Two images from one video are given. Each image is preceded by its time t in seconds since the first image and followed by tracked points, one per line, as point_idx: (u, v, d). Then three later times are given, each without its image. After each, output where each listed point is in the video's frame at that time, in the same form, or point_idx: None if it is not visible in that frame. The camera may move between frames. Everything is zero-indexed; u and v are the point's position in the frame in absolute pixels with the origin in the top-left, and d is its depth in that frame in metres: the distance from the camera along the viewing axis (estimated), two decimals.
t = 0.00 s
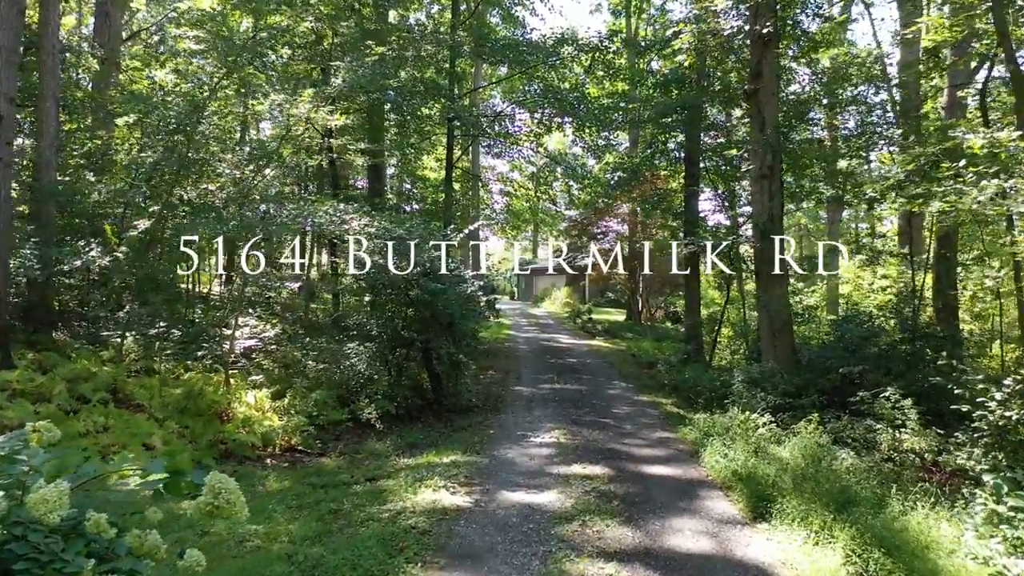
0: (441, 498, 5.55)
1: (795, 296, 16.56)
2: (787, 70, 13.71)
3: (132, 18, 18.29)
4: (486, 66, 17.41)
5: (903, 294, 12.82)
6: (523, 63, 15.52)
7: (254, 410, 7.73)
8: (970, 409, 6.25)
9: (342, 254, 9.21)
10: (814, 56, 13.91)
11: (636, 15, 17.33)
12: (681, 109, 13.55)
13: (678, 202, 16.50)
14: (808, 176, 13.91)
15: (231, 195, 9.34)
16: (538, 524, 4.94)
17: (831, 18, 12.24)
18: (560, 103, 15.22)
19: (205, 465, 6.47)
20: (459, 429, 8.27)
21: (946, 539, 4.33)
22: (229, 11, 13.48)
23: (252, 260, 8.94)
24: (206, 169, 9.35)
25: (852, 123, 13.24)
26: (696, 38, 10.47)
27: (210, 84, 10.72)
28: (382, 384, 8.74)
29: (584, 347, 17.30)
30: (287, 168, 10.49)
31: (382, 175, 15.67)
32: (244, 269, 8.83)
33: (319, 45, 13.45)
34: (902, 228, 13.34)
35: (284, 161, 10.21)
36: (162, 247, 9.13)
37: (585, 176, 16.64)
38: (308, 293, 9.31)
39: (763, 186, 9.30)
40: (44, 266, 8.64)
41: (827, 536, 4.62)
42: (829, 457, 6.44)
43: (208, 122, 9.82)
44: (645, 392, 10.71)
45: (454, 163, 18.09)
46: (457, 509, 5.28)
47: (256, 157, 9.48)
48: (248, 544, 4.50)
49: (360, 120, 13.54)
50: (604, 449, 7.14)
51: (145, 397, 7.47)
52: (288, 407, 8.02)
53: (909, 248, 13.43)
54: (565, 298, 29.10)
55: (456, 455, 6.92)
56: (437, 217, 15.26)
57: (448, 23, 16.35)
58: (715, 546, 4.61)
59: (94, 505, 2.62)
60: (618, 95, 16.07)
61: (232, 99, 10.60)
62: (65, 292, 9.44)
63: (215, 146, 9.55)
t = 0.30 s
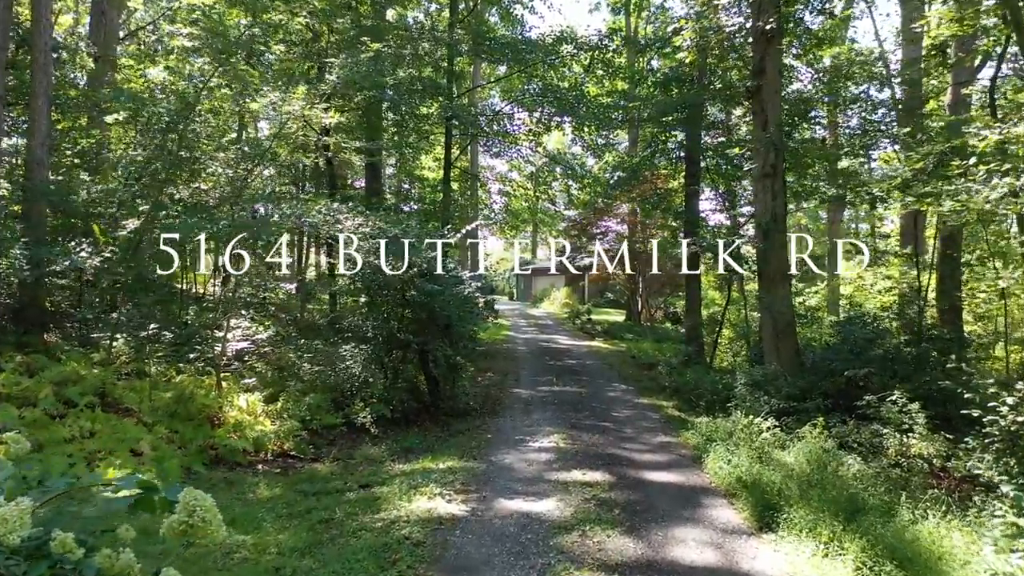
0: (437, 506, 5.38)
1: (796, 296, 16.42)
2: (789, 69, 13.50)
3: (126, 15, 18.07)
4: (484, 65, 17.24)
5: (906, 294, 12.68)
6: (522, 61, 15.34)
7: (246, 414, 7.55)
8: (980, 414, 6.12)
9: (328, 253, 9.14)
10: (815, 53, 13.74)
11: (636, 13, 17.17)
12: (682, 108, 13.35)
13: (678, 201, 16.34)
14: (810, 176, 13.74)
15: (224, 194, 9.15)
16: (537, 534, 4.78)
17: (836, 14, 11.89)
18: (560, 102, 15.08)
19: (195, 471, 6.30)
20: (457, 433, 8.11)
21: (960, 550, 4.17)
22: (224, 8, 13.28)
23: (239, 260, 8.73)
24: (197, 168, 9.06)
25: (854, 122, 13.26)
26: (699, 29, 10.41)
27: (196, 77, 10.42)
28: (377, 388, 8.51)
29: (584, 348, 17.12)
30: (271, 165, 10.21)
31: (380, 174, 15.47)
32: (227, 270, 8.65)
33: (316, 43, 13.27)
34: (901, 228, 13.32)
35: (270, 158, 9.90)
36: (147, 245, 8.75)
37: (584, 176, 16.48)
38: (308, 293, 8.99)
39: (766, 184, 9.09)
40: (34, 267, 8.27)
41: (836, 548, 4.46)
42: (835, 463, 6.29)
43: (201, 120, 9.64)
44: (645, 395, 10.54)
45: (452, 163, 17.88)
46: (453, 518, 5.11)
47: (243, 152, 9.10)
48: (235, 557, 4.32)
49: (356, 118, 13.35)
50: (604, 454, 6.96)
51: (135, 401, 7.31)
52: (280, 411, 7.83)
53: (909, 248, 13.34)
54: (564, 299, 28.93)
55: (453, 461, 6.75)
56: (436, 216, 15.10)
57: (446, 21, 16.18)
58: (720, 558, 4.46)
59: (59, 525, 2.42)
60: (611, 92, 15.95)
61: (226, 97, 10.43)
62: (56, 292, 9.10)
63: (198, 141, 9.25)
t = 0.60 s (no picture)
0: (432, 516, 5.19)
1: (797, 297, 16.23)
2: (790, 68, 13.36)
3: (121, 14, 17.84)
4: (483, 63, 17.05)
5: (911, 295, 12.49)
6: (521, 59, 15.16)
7: (237, 419, 7.35)
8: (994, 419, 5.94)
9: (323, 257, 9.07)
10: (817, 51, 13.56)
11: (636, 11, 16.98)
12: (682, 107, 13.16)
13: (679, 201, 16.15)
14: (812, 175, 13.57)
15: (216, 193, 8.95)
16: (535, 546, 4.59)
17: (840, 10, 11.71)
18: (559, 100, 14.92)
19: (182, 478, 6.10)
20: (453, 438, 7.92)
21: (978, 563, 3.99)
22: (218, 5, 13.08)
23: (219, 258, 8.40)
24: (189, 167, 8.92)
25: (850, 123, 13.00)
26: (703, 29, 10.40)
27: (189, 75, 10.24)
28: (372, 391, 8.31)
29: (583, 349, 16.90)
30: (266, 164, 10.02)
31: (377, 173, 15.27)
32: (211, 268, 8.39)
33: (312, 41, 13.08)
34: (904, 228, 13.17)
35: (263, 156, 9.70)
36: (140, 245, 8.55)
37: (584, 176, 16.30)
38: (304, 294, 8.87)
39: (769, 183, 8.92)
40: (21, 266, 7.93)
41: (847, 560, 4.28)
42: (843, 469, 6.11)
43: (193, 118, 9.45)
44: (646, 398, 10.35)
45: (450, 162, 17.69)
46: (448, 528, 4.93)
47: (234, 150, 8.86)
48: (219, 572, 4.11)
49: (352, 117, 13.16)
50: (605, 459, 6.76)
51: (122, 406, 7.11)
52: (272, 415, 7.63)
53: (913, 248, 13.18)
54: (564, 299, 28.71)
55: (449, 467, 6.56)
56: (433, 216, 14.90)
57: (444, 19, 15.99)
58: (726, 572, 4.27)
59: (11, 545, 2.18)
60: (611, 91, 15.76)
61: (219, 95, 10.25)
62: (47, 292, 8.76)
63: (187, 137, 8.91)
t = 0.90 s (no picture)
0: (425, 526, 4.98)
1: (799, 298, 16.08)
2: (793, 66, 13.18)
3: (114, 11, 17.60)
4: (481, 61, 16.89)
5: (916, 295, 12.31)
6: (520, 56, 14.96)
7: (227, 423, 7.14)
8: (1006, 424, 5.77)
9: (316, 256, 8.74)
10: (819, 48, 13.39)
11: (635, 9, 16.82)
12: (683, 105, 12.94)
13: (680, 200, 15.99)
14: (815, 174, 13.39)
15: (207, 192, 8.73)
16: (532, 559, 4.40)
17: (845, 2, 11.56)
18: (559, 98, 14.76)
19: (168, 485, 5.89)
20: (449, 442, 7.72)
21: None
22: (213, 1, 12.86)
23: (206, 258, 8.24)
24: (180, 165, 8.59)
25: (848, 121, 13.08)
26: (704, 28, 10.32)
27: (179, 70, 10.00)
28: (366, 395, 8.12)
29: (582, 350, 16.71)
30: (258, 162, 9.80)
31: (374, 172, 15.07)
32: (193, 269, 8.20)
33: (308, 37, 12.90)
34: (908, 227, 13.01)
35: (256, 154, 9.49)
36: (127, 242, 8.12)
37: (583, 175, 16.17)
38: (305, 298, 8.45)
39: (772, 181, 8.72)
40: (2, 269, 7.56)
41: None
42: (851, 475, 5.91)
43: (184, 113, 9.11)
44: (646, 400, 10.18)
45: (448, 161, 17.47)
46: (442, 539, 4.72)
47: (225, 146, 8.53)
48: None
49: (348, 115, 12.96)
50: (605, 465, 6.56)
51: (107, 410, 6.89)
52: (263, 420, 7.42)
53: (918, 248, 13.01)
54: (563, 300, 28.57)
55: (444, 474, 6.37)
56: (432, 215, 14.72)
57: (442, 16, 15.82)
58: None
59: None
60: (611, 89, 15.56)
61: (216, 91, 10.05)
62: (37, 293, 8.30)
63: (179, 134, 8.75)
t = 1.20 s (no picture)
0: (417, 538, 4.78)
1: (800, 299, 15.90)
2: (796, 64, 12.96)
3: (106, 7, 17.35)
4: (479, 59, 16.70)
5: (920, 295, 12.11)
6: (519, 53, 14.74)
7: (214, 428, 6.87)
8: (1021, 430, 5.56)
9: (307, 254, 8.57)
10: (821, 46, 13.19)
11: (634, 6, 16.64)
12: (681, 104, 12.74)
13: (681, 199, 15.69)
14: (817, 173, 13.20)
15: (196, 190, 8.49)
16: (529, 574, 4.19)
17: None
18: (558, 96, 14.57)
19: (151, 494, 5.66)
20: (445, 447, 7.51)
21: None
22: None
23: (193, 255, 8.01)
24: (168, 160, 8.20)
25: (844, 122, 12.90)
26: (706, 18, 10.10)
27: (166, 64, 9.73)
28: (359, 399, 7.93)
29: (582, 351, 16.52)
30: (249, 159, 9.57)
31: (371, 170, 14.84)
32: (180, 268, 8.00)
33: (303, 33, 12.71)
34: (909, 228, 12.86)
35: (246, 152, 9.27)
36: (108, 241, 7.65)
37: (581, 174, 15.98)
38: (298, 298, 8.13)
39: (776, 179, 8.50)
40: None
41: None
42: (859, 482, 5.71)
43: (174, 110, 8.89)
44: (646, 402, 9.98)
45: (446, 160, 17.25)
46: (434, 552, 4.52)
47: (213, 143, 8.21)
48: None
49: (344, 113, 12.75)
50: (604, 472, 6.35)
51: (91, 415, 6.64)
52: (252, 424, 7.18)
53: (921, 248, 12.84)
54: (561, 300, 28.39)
55: (438, 481, 6.15)
56: (429, 214, 14.51)
57: (439, 13, 15.63)
58: None
59: None
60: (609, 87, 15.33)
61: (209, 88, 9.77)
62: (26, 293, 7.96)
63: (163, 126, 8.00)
